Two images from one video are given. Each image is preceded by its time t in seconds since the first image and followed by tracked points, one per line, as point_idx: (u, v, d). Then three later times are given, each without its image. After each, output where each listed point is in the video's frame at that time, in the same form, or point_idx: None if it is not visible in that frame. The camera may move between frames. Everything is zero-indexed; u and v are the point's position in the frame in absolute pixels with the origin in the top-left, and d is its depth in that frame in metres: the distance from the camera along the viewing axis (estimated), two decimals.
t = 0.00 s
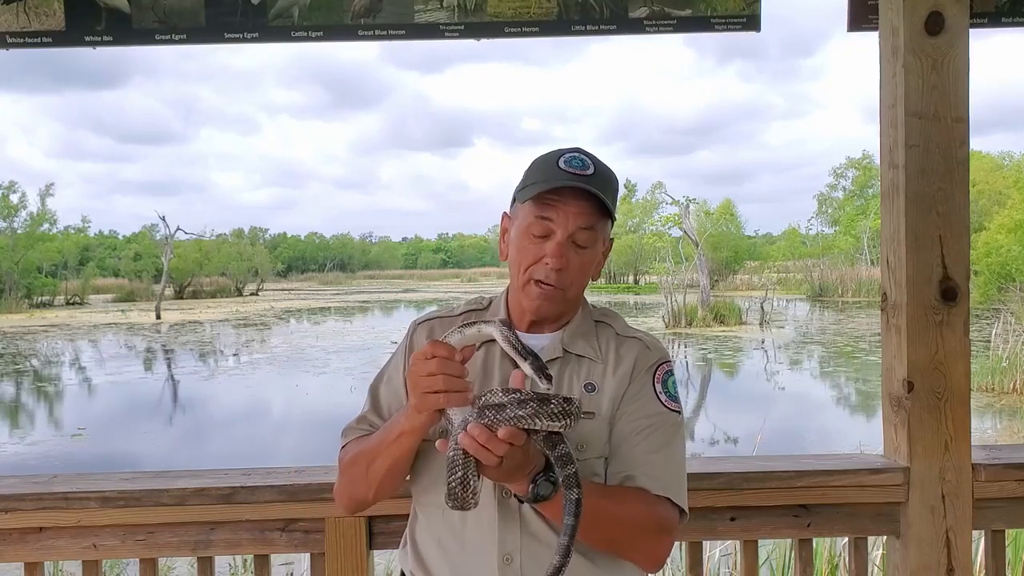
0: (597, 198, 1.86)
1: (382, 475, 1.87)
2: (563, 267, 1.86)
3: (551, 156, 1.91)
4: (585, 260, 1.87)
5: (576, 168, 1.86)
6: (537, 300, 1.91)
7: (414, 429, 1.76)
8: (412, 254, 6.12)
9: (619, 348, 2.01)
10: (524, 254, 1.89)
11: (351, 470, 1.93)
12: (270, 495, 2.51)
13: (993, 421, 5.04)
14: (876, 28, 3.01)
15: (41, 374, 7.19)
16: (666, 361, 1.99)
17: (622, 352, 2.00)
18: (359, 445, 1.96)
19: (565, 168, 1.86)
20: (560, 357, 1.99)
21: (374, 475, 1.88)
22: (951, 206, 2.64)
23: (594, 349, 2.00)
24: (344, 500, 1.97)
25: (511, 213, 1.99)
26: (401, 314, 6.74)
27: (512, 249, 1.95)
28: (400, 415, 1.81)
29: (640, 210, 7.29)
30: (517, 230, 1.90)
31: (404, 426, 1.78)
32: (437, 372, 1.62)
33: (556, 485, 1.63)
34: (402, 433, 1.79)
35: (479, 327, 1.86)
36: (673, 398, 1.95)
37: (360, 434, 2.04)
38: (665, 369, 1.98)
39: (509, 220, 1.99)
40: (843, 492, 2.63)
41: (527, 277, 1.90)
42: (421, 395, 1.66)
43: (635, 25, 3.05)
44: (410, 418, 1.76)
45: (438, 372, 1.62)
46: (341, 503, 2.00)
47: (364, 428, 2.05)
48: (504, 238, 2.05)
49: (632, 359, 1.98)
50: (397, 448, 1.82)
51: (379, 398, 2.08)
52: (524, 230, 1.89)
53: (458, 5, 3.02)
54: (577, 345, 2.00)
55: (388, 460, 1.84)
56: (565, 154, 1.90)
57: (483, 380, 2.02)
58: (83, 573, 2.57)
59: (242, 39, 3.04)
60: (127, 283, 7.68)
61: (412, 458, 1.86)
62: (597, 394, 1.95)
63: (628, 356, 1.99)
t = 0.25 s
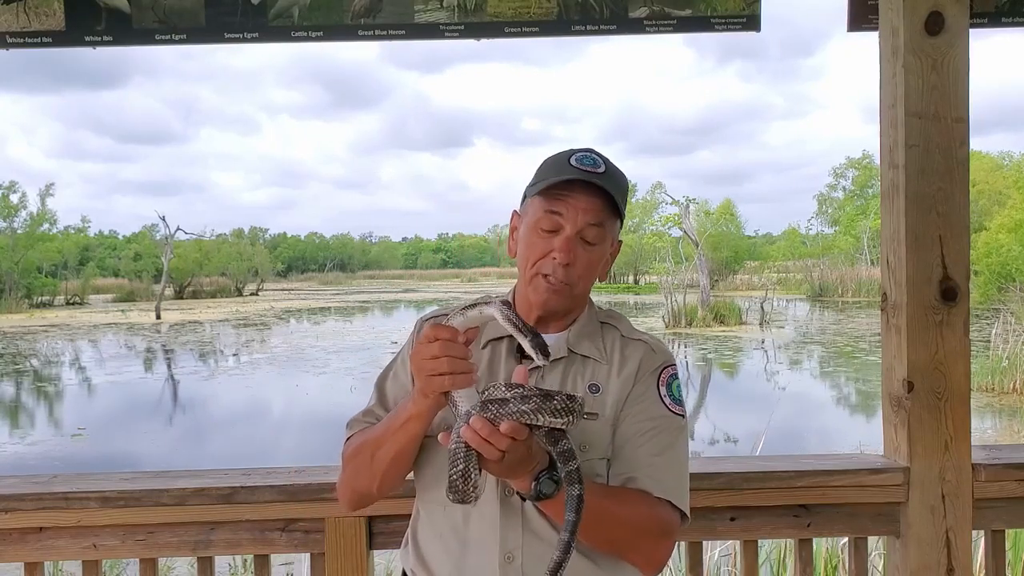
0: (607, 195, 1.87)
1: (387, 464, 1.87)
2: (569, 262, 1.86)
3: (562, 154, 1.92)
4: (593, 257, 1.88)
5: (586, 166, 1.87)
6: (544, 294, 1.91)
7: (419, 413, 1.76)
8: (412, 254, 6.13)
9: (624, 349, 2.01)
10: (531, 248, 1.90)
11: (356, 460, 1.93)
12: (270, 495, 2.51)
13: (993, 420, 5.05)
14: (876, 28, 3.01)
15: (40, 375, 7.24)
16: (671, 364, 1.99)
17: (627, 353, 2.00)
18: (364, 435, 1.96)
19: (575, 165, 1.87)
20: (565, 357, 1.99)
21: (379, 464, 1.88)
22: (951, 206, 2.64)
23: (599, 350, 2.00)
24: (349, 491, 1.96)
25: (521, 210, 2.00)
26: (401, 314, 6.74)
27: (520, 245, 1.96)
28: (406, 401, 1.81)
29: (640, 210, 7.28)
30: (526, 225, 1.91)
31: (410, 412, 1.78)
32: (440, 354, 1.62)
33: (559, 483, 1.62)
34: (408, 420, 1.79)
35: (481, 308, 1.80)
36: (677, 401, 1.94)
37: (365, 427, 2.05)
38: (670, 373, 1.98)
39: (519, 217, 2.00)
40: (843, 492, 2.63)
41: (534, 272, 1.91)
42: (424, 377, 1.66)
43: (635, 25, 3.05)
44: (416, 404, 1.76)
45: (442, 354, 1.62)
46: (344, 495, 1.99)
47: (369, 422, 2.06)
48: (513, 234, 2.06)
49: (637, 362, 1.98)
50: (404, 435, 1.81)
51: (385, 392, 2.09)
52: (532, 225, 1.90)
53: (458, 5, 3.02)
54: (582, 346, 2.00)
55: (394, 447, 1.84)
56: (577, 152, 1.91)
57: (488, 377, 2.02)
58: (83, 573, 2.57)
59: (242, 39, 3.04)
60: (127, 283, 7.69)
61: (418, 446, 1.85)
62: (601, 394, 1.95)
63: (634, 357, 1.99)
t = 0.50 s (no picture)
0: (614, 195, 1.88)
1: (388, 457, 1.87)
2: (575, 259, 1.86)
3: (571, 153, 1.94)
4: (598, 255, 1.88)
5: (595, 165, 1.89)
6: (548, 291, 1.91)
7: (420, 406, 1.76)
8: (412, 254, 6.13)
9: (629, 351, 2.01)
10: (537, 245, 1.90)
11: (356, 453, 1.93)
12: (270, 495, 2.51)
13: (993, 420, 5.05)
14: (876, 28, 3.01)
15: (41, 374, 7.19)
16: (676, 368, 1.98)
17: (631, 355, 2.00)
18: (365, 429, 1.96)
19: (584, 163, 1.88)
20: (569, 357, 1.99)
21: (380, 457, 1.88)
22: (951, 206, 2.64)
23: (603, 352, 1.99)
24: (349, 486, 1.96)
25: (527, 209, 2.01)
26: (401, 315, 6.75)
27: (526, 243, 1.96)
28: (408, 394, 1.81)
29: (640, 210, 7.28)
30: (532, 222, 1.92)
31: (410, 406, 1.78)
32: (438, 350, 1.63)
33: (560, 485, 1.63)
34: (409, 413, 1.79)
35: (477, 303, 1.85)
36: (680, 405, 1.94)
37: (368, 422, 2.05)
38: (674, 376, 1.97)
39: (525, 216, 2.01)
40: (843, 492, 2.63)
41: (539, 269, 1.90)
42: (422, 373, 1.66)
43: (635, 25, 3.05)
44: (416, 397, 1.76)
45: (440, 350, 1.62)
46: (344, 490, 1.99)
47: (373, 416, 2.06)
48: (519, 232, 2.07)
49: (641, 364, 1.98)
50: (405, 428, 1.82)
51: (388, 387, 2.09)
52: (539, 222, 1.91)
53: (458, 5, 3.02)
54: (587, 347, 2.00)
55: (395, 440, 1.84)
56: (585, 151, 1.92)
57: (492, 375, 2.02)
58: (83, 573, 2.57)
59: (242, 39, 3.04)
60: (127, 283, 7.68)
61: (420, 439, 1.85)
62: (605, 396, 1.95)
63: (638, 359, 1.99)
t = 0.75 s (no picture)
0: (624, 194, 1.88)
1: (389, 458, 1.87)
2: (581, 259, 1.86)
3: (580, 154, 1.94)
4: (604, 255, 1.88)
5: (604, 165, 1.89)
6: (554, 291, 1.90)
7: (420, 407, 1.76)
8: (412, 254, 6.13)
9: (632, 355, 2.01)
10: (544, 245, 1.90)
11: (358, 453, 1.93)
12: (270, 495, 2.51)
13: (993, 421, 5.06)
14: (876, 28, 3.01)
15: (40, 375, 7.21)
16: (679, 372, 1.98)
17: (635, 358, 2.01)
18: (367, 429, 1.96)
19: (593, 163, 1.88)
20: (573, 359, 1.99)
21: (381, 457, 1.88)
22: (951, 206, 2.64)
23: (607, 354, 2.00)
24: (350, 485, 1.96)
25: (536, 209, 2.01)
26: (401, 315, 6.75)
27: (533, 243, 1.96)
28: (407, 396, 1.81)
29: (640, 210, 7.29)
30: (540, 222, 1.93)
31: (411, 408, 1.78)
32: (434, 357, 1.62)
33: (562, 482, 1.61)
34: (409, 415, 1.79)
35: (472, 309, 1.88)
36: (683, 409, 1.94)
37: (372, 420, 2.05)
38: (677, 380, 1.97)
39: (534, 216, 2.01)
40: (843, 492, 2.63)
41: (546, 268, 1.90)
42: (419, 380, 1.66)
43: (635, 25, 3.05)
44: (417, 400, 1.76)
45: (436, 357, 1.62)
46: (346, 490, 1.99)
47: (376, 414, 2.05)
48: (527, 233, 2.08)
49: (644, 367, 1.98)
50: (405, 429, 1.82)
51: (393, 386, 2.09)
52: (546, 222, 1.91)
53: (458, 5, 3.02)
54: (591, 349, 2.00)
55: (396, 442, 1.84)
56: (595, 151, 1.93)
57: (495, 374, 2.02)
58: (83, 573, 2.57)
59: (242, 39, 3.04)
60: (127, 283, 7.69)
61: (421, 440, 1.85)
62: (608, 398, 1.95)
63: (642, 362, 2.00)
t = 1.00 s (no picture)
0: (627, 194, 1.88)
1: (392, 457, 1.87)
2: (584, 260, 1.86)
3: (583, 155, 1.95)
4: (607, 256, 1.87)
5: (606, 166, 1.89)
6: (557, 293, 1.90)
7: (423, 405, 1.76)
8: (412, 254, 6.13)
9: (635, 357, 2.01)
10: (547, 246, 1.90)
11: (360, 452, 1.93)
12: (270, 495, 2.51)
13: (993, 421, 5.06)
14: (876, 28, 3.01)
15: (40, 374, 7.24)
16: (682, 374, 1.98)
17: (638, 360, 2.01)
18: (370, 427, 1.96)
19: (596, 164, 1.89)
20: (576, 360, 1.99)
21: (383, 456, 1.88)
22: (951, 206, 2.64)
23: (610, 355, 2.00)
24: (352, 484, 1.96)
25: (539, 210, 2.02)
26: (402, 315, 6.76)
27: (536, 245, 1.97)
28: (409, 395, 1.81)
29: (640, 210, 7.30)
30: (543, 223, 1.93)
31: (414, 406, 1.78)
32: (433, 356, 1.62)
33: (564, 479, 1.60)
34: (411, 413, 1.79)
35: (471, 307, 1.96)
36: (685, 411, 1.94)
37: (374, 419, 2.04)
38: (680, 382, 1.97)
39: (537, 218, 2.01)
40: (843, 492, 2.63)
41: (549, 270, 1.90)
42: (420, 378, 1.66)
43: (635, 25, 3.05)
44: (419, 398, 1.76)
45: (436, 356, 1.62)
46: (349, 489, 1.99)
47: (378, 413, 2.05)
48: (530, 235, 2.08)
49: (647, 369, 1.98)
50: (407, 428, 1.82)
51: (395, 384, 2.09)
52: (550, 223, 1.91)
53: (458, 5, 3.02)
54: (594, 350, 2.00)
55: (398, 442, 1.84)
56: (598, 152, 1.93)
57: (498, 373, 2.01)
58: (83, 573, 2.57)
59: (242, 39, 3.04)
60: (127, 283, 7.70)
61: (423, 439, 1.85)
62: (610, 400, 1.95)
63: (644, 364, 2.00)
